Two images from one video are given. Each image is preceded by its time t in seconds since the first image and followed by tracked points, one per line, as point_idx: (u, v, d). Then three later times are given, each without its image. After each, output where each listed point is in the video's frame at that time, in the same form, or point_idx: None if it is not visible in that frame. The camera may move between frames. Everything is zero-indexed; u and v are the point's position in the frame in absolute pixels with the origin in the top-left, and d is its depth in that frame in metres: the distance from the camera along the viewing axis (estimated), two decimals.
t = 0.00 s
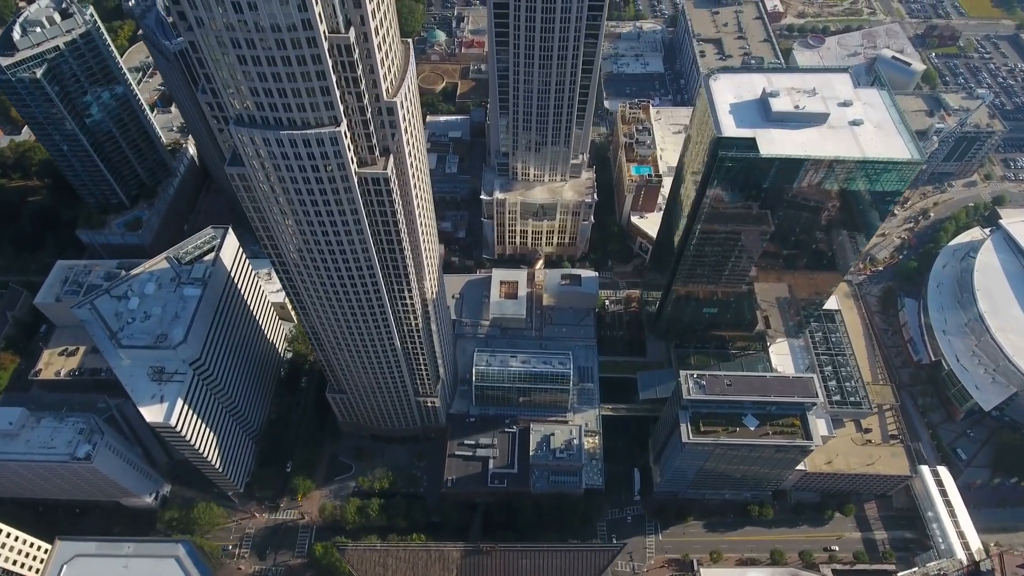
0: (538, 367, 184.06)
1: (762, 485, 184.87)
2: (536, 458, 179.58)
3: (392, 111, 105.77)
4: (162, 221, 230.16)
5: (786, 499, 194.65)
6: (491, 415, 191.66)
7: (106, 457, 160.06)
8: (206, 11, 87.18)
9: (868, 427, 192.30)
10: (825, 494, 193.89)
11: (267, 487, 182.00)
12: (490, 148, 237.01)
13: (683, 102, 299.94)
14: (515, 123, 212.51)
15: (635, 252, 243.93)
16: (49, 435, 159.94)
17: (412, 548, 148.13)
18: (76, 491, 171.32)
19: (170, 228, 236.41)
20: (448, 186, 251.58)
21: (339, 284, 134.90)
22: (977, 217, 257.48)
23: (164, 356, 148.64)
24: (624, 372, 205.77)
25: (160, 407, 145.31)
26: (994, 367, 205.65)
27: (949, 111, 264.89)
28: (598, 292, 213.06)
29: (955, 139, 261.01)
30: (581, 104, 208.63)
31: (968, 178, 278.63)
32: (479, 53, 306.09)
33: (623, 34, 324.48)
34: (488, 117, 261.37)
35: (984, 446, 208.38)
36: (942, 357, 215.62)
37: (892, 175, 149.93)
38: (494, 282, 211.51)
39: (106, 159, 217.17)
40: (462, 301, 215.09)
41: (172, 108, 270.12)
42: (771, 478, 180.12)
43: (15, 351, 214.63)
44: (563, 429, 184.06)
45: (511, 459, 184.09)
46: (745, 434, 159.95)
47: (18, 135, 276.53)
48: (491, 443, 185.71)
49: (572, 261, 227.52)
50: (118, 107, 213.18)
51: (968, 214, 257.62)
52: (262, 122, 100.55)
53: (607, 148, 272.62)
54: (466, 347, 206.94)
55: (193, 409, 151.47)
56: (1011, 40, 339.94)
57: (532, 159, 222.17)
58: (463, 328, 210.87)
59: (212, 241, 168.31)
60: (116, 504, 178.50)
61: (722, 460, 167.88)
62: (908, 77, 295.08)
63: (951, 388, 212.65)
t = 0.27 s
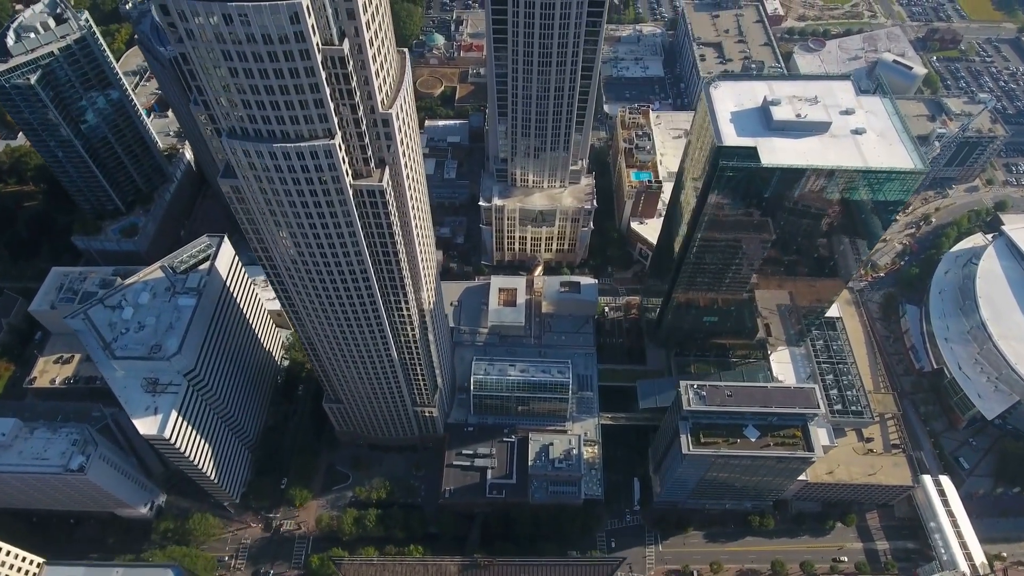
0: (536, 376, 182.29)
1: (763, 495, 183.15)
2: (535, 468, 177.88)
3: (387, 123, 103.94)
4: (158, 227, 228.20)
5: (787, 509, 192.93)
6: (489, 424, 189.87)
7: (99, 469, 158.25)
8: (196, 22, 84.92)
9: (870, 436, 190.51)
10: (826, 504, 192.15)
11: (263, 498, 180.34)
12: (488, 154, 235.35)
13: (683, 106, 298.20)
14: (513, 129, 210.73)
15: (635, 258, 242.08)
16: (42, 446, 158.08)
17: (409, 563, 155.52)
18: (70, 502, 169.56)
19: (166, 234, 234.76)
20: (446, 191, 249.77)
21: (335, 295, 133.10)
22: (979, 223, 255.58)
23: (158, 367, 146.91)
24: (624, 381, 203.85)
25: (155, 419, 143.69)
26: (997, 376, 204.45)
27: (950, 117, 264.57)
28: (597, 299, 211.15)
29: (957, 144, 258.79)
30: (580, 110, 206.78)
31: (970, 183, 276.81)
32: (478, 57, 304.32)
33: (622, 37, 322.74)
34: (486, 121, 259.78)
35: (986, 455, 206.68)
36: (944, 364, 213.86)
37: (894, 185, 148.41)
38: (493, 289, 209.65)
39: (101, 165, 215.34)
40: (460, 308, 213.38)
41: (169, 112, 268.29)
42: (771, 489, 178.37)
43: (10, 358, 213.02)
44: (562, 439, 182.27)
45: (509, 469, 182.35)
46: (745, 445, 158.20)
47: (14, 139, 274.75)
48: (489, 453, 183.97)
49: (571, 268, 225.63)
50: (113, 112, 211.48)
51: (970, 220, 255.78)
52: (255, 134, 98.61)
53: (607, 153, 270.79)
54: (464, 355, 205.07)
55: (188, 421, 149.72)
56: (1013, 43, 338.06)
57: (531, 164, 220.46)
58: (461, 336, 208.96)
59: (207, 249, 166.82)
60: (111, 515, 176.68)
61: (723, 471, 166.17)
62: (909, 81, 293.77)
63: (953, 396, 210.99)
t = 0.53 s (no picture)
0: (535, 385, 180.35)
1: (764, 506, 181.43)
2: (534, 479, 176.10)
3: (382, 135, 101.94)
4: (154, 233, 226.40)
5: (788, 519, 191.23)
6: (487, 434, 188.12)
7: (93, 482, 156.42)
8: (185, 37, 82.58)
9: (872, 446, 188.81)
10: (828, 514, 190.49)
11: (260, 508, 178.60)
12: (487, 160, 233.76)
13: (683, 110, 296.35)
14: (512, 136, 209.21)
15: (635, 264, 240.40)
16: (35, 458, 156.37)
17: None
18: (64, 514, 167.93)
19: (162, 241, 233.11)
20: (445, 197, 248.07)
21: (330, 307, 131.22)
22: (981, 229, 253.84)
23: (152, 379, 145.09)
24: (624, 390, 202.14)
25: (148, 433, 141.90)
26: (1000, 385, 202.19)
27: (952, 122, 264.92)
28: (597, 307, 209.43)
29: (960, 150, 256.16)
30: (579, 116, 205.04)
31: (972, 188, 275.01)
32: (477, 61, 302.68)
33: (622, 41, 321.03)
34: (485, 127, 258.04)
35: (989, 464, 204.98)
36: (946, 373, 212.11)
37: (898, 196, 146.76)
38: (492, 297, 207.88)
39: (96, 172, 213.54)
40: (459, 316, 211.71)
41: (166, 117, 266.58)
42: (773, 500, 176.65)
43: (5, 366, 211.30)
44: (561, 449, 180.37)
45: (508, 480, 180.63)
46: (747, 457, 156.44)
47: (9, 144, 272.96)
48: (487, 463, 182.18)
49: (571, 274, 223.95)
50: (108, 119, 209.85)
51: (972, 225, 254.09)
52: (248, 148, 96.57)
53: (607, 158, 269.05)
54: (463, 363, 203.31)
55: (182, 433, 147.94)
56: (1016, 47, 336.09)
57: (530, 171, 218.77)
58: (460, 344, 207.23)
59: (202, 258, 165.17)
60: (106, 526, 174.98)
61: (723, 482, 164.47)
62: (911, 85, 292.23)
63: (956, 405, 209.23)
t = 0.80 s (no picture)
0: (535, 395, 178.62)
1: (766, 516, 179.69)
2: (533, 489, 174.35)
3: (378, 147, 100.24)
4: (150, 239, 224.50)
5: (790, 529, 189.60)
6: (486, 443, 186.42)
7: (87, 493, 154.90)
8: (176, 50, 80.88)
9: (874, 455, 187.21)
10: (829, 524, 188.78)
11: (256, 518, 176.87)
12: (486, 166, 232.07)
13: (684, 114, 294.54)
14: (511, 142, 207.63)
15: (635, 270, 238.67)
16: (29, 469, 154.89)
17: None
18: (59, 525, 166.44)
19: (159, 247, 231.38)
20: (444, 202, 246.29)
21: (325, 319, 129.38)
22: (984, 234, 252.12)
23: (146, 390, 143.50)
24: (624, 398, 200.42)
25: (142, 445, 140.32)
26: (1003, 393, 200.34)
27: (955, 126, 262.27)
28: (596, 314, 207.68)
29: (962, 154, 254.58)
30: (578, 121, 203.26)
31: (974, 193, 273.25)
32: (476, 64, 300.96)
33: (622, 44, 319.35)
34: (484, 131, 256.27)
35: (992, 473, 203.32)
36: (949, 380, 210.44)
37: (901, 206, 145.58)
38: (490, 304, 206.10)
39: (92, 177, 211.71)
40: (457, 323, 209.98)
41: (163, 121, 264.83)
42: (774, 510, 174.92)
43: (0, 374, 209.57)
44: (560, 459, 178.57)
45: (507, 490, 178.88)
46: (748, 469, 154.73)
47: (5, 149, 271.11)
48: (486, 473, 180.45)
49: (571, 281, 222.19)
50: (104, 125, 208.22)
51: (975, 231, 252.30)
52: (241, 162, 94.92)
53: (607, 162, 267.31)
54: (461, 371, 201.49)
55: (177, 445, 146.35)
56: (1018, 50, 334.18)
57: (529, 176, 217.03)
58: (458, 352, 205.40)
59: (198, 267, 163.76)
60: (101, 537, 173.29)
61: (724, 493, 162.72)
62: (913, 89, 290.29)
63: (959, 413, 207.58)
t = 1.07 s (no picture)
0: (534, 404, 176.87)
1: (767, 527, 177.96)
2: (532, 500, 172.64)
3: (373, 160, 98.42)
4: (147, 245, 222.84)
5: (792, 539, 187.90)
6: (485, 453, 184.71)
7: (81, 505, 153.21)
8: (166, 63, 79.11)
9: (876, 465, 185.57)
10: (831, 534, 187.09)
11: (253, 529, 175.21)
12: (485, 172, 230.58)
13: (684, 118, 292.79)
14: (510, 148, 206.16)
15: (635, 276, 237.00)
16: (22, 481, 153.21)
17: None
18: (53, 536, 164.78)
19: (155, 253, 229.65)
20: (442, 208, 244.67)
21: (321, 331, 127.64)
22: (986, 239, 250.39)
23: (141, 402, 141.86)
24: (624, 407, 198.70)
25: (136, 457, 138.65)
26: (1006, 402, 198.30)
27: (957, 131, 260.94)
28: (596, 322, 205.98)
29: (965, 159, 253.53)
30: (578, 127, 201.74)
31: (976, 198, 271.58)
32: (476, 68, 299.40)
33: (622, 47, 317.73)
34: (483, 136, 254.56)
35: (996, 482, 201.57)
36: (952, 389, 208.57)
37: (905, 216, 144.40)
38: (489, 312, 204.46)
39: (88, 183, 210.11)
40: (456, 331, 208.39)
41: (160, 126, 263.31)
42: (776, 521, 173.18)
43: None
44: (560, 469, 176.80)
45: (506, 500, 177.11)
46: (749, 480, 153.04)
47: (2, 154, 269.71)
48: (484, 483, 178.71)
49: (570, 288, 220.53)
50: (99, 131, 206.74)
51: (977, 236, 250.60)
52: (234, 176, 93.15)
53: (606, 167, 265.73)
54: (460, 379, 199.79)
55: (171, 457, 144.65)
56: (1020, 53, 332.30)
57: (528, 183, 215.45)
58: (457, 360, 203.70)
59: (193, 276, 162.25)
60: (96, 548, 171.59)
61: (725, 505, 160.99)
62: (915, 93, 289.02)
63: (962, 421, 205.78)
